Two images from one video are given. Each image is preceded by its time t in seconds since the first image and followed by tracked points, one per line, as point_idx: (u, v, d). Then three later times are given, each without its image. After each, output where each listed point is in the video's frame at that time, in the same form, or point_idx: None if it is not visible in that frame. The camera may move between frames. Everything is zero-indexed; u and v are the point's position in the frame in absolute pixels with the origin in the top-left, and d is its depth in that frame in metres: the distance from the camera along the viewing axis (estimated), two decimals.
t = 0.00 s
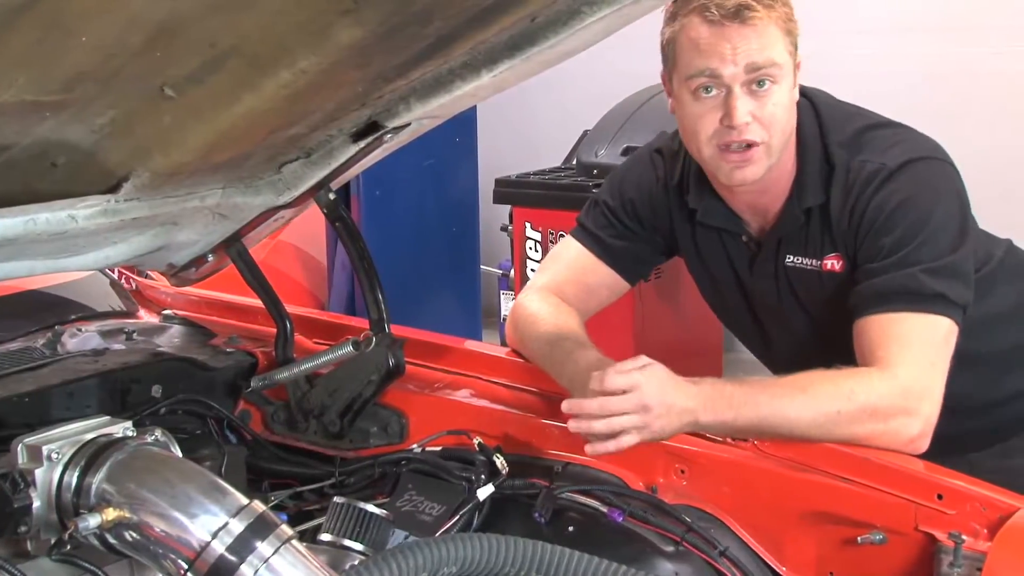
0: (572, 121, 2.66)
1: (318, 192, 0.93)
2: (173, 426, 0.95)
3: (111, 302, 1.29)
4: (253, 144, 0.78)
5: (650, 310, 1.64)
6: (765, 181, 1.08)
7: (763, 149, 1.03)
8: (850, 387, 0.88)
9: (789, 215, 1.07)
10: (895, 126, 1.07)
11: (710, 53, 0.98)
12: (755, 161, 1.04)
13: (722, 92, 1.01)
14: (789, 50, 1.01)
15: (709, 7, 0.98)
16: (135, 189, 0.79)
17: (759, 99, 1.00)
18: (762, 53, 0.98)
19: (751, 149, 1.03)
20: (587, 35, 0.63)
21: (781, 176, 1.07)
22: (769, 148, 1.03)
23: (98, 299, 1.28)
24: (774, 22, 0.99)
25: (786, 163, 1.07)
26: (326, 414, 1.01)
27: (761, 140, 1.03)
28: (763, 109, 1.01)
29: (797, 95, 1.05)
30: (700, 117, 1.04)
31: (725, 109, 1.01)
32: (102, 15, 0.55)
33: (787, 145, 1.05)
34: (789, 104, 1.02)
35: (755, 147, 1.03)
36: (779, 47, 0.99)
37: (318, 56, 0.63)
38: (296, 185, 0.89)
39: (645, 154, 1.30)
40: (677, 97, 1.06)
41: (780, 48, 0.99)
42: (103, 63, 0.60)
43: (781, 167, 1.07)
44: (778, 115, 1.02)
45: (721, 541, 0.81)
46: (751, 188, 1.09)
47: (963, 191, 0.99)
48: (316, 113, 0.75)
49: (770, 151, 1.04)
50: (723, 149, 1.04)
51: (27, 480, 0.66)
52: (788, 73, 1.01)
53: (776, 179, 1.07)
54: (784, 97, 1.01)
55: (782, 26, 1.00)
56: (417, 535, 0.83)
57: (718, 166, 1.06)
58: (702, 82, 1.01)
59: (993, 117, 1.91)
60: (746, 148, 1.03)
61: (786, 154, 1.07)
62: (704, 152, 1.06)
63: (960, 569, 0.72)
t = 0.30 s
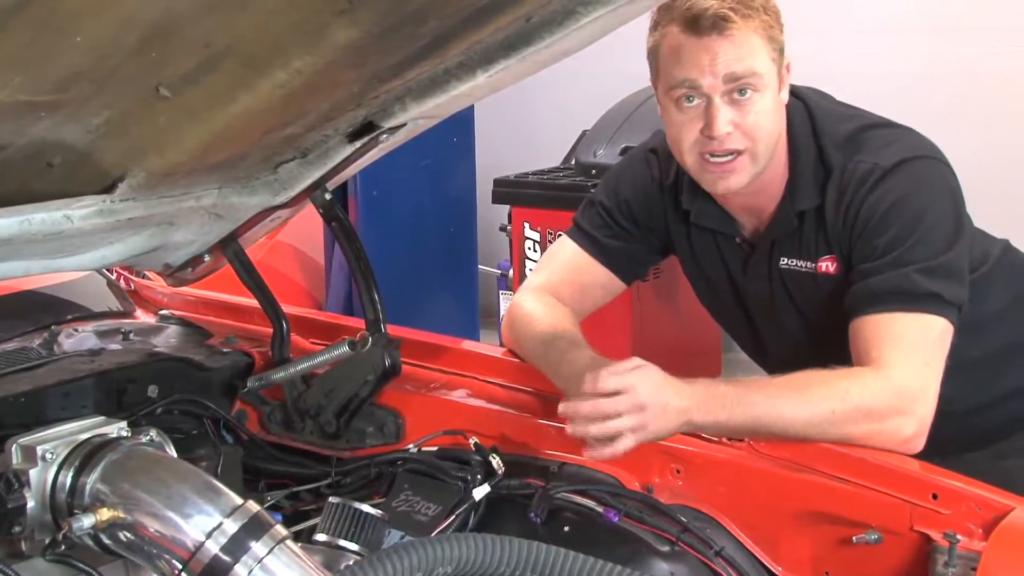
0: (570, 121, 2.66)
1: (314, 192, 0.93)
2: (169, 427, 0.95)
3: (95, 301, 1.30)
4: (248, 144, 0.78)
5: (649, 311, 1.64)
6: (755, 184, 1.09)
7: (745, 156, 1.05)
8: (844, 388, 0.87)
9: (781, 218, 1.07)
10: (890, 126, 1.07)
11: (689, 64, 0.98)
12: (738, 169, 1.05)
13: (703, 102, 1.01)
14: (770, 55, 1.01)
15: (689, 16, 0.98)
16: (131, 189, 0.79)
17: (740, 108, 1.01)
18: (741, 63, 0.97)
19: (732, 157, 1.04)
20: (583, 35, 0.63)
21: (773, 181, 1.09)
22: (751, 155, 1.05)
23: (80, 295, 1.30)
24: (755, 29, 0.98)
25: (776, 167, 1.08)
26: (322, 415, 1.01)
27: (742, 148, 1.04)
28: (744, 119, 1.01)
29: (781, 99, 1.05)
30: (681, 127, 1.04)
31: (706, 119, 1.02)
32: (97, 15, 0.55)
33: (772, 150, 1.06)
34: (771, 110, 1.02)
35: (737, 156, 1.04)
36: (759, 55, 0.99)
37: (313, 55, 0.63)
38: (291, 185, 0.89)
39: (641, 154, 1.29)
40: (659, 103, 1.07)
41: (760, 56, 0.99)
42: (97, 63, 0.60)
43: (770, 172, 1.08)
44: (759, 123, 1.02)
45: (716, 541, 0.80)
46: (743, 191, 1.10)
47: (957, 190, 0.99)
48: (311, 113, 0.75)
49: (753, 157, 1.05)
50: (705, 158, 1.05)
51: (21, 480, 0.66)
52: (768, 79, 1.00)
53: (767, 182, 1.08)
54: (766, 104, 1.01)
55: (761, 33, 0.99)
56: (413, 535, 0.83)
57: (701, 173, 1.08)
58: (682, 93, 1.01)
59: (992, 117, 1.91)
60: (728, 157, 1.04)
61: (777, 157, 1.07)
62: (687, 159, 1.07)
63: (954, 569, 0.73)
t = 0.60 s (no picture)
0: (570, 121, 2.66)
1: (310, 192, 0.93)
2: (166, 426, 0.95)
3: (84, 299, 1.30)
4: (244, 144, 0.78)
5: (649, 309, 1.64)
6: (744, 186, 1.09)
7: (730, 162, 1.05)
8: (837, 387, 0.88)
9: (772, 219, 1.08)
10: (883, 125, 1.07)
11: (668, 75, 0.98)
12: (724, 174, 1.06)
13: (683, 110, 1.01)
14: (748, 59, 1.01)
15: (664, 26, 0.97)
16: (127, 190, 0.79)
17: (720, 115, 1.01)
18: (719, 70, 0.97)
19: (717, 163, 1.05)
20: (578, 34, 0.63)
21: (762, 180, 1.09)
22: (735, 161, 1.05)
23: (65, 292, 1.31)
24: (731, 36, 0.98)
25: (764, 170, 1.09)
26: (317, 415, 1.00)
27: (726, 154, 1.04)
28: (725, 125, 1.01)
29: (763, 101, 1.05)
30: (665, 135, 1.05)
31: (687, 128, 1.02)
32: (92, 15, 0.55)
33: (756, 154, 1.06)
34: (752, 114, 1.02)
35: (722, 161, 1.05)
36: (737, 60, 0.99)
37: (308, 55, 0.63)
38: (288, 185, 0.89)
39: (636, 152, 1.29)
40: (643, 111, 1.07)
41: (737, 62, 0.99)
42: (92, 64, 0.60)
43: (757, 174, 1.08)
44: (742, 127, 1.02)
45: (712, 541, 0.80)
46: (733, 191, 1.10)
47: (950, 188, 0.99)
48: (307, 113, 0.75)
49: (738, 162, 1.05)
50: (690, 165, 1.06)
51: (15, 480, 0.67)
52: (747, 83, 1.00)
53: (756, 184, 1.09)
54: (747, 108, 1.02)
55: (738, 38, 0.99)
56: (408, 535, 0.83)
57: (687, 180, 1.09)
58: (662, 103, 1.01)
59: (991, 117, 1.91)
60: (713, 163, 1.05)
61: (761, 159, 1.08)
62: (672, 165, 1.08)
63: (950, 568, 0.72)
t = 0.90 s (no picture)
0: (568, 121, 2.66)
1: (307, 192, 0.93)
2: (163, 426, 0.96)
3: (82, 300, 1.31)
4: (240, 144, 0.78)
5: (647, 309, 1.64)
6: (745, 187, 1.09)
7: (731, 159, 1.04)
8: (837, 387, 0.88)
9: (773, 222, 1.07)
10: (884, 126, 1.08)
11: (658, 75, 0.98)
12: (726, 172, 1.05)
13: (678, 111, 1.01)
14: (736, 53, 1.01)
15: (647, 28, 0.98)
16: (123, 190, 0.79)
17: (716, 110, 1.00)
18: (707, 64, 0.97)
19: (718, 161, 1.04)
20: (574, 34, 0.63)
21: (764, 180, 1.09)
22: (736, 157, 1.04)
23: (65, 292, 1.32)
24: (716, 30, 0.98)
25: (765, 171, 1.09)
26: (315, 416, 1.00)
27: (726, 150, 1.03)
28: (721, 120, 1.01)
29: (757, 95, 1.05)
30: (664, 139, 1.04)
31: (684, 127, 1.02)
32: (87, 13, 0.55)
33: (756, 150, 1.06)
34: (748, 107, 1.02)
35: (723, 159, 1.04)
36: (724, 55, 0.99)
37: (304, 56, 0.63)
38: (284, 185, 0.89)
39: (634, 153, 1.29)
40: (641, 117, 1.07)
41: (725, 56, 0.99)
42: (88, 63, 0.60)
43: (758, 175, 1.08)
44: (738, 121, 1.02)
45: (709, 541, 0.80)
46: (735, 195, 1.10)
47: (950, 188, 0.99)
48: (303, 113, 0.75)
49: (739, 158, 1.05)
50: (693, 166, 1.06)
51: (10, 480, 0.67)
52: (737, 76, 1.00)
53: (758, 185, 1.09)
54: (741, 101, 1.01)
55: (723, 34, 1.00)
56: (404, 535, 0.83)
57: (692, 183, 1.08)
58: (657, 106, 1.01)
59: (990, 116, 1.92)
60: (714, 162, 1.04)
61: (764, 160, 1.08)
62: (677, 169, 1.08)
63: (945, 568, 0.72)
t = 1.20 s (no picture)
0: (566, 121, 2.66)
1: (303, 192, 0.93)
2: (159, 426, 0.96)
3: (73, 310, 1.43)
4: (235, 144, 0.78)
5: (645, 308, 1.64)
6: (739, 190, 1.10)
7: (721, 164, 1.04)
8: (830, 387, 0.88)
9: (767, 224, 1.08)
10: (875, 125, 1.08)
11: (644, 84, 0.98)
12: (718, 176, 1.05)
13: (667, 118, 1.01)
14: (721, 58, 1.01)
15: (631, 37, 0.98)
16: (118, 190, 0.79)
17: (703, 116, 1.00)
18: (693, 71, 0.97)
19: (708, 166, 1.04)
20: (569, 33, 0.63)
21: (756, 184, 1.09)
22: (726, 162, 1.04)
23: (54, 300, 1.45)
24: (700, 37, 0.99)
25: (756, 173, 1.09)
26: (311, 416, 1.00)
27: (715, 156, 1.03)
28: (709, 126, 1.01)
29: (745, 99, 1.05)
30: (653, 146, 1.05)
31: (673, 134, 1.02)
32: (82, 13, 0.55)
33: (746, 153, 1.06)
34: (735, 111, 1.02)
35: (713, 164, 1.04)
36: (710, 60, 0.99)
37: (299, 56, 0.63)
38: (280, 185, 0.89)
39: (631, 154, 1.30)
40: (630, 125, 1.07)
41: (710, 61, 0.99)
42: (82, 63, 0.60)
43: (750, 177, 1.09)
44: (726, 127, 1.02)
45: (704, 541, 0.80)
46: (730, 196, 1.11)
47: (944, 186, 0.99)
48: (299, 113, 0.75)
49: (730, 163, 1.05)
50: (684, 173, 1.06)
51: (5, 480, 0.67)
52: (723, 81, 1.00)
53: (750, 188, 1.09)
54: (729, 106, 1.01)
55: (707, 39, 1.00)
56: (400, 535, 0.83)
57: (684, 189, 1.08)
58: (645, 114, 1.01)
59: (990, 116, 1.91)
60: (706, 167, 1.04)
61: (755, 165, 1.09)
62: (668, 176, 1.08)
63: (940, 568, 0.72)
